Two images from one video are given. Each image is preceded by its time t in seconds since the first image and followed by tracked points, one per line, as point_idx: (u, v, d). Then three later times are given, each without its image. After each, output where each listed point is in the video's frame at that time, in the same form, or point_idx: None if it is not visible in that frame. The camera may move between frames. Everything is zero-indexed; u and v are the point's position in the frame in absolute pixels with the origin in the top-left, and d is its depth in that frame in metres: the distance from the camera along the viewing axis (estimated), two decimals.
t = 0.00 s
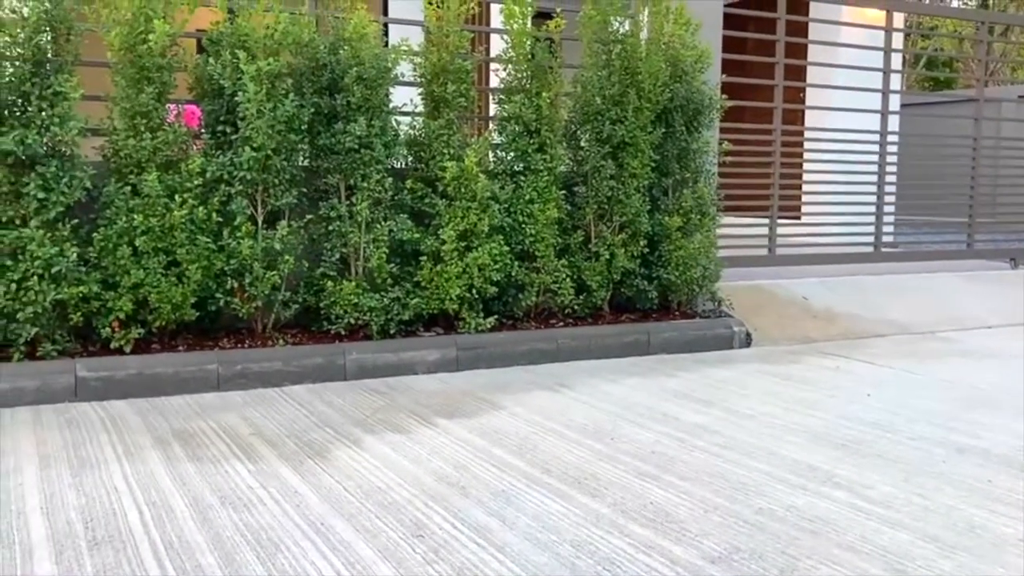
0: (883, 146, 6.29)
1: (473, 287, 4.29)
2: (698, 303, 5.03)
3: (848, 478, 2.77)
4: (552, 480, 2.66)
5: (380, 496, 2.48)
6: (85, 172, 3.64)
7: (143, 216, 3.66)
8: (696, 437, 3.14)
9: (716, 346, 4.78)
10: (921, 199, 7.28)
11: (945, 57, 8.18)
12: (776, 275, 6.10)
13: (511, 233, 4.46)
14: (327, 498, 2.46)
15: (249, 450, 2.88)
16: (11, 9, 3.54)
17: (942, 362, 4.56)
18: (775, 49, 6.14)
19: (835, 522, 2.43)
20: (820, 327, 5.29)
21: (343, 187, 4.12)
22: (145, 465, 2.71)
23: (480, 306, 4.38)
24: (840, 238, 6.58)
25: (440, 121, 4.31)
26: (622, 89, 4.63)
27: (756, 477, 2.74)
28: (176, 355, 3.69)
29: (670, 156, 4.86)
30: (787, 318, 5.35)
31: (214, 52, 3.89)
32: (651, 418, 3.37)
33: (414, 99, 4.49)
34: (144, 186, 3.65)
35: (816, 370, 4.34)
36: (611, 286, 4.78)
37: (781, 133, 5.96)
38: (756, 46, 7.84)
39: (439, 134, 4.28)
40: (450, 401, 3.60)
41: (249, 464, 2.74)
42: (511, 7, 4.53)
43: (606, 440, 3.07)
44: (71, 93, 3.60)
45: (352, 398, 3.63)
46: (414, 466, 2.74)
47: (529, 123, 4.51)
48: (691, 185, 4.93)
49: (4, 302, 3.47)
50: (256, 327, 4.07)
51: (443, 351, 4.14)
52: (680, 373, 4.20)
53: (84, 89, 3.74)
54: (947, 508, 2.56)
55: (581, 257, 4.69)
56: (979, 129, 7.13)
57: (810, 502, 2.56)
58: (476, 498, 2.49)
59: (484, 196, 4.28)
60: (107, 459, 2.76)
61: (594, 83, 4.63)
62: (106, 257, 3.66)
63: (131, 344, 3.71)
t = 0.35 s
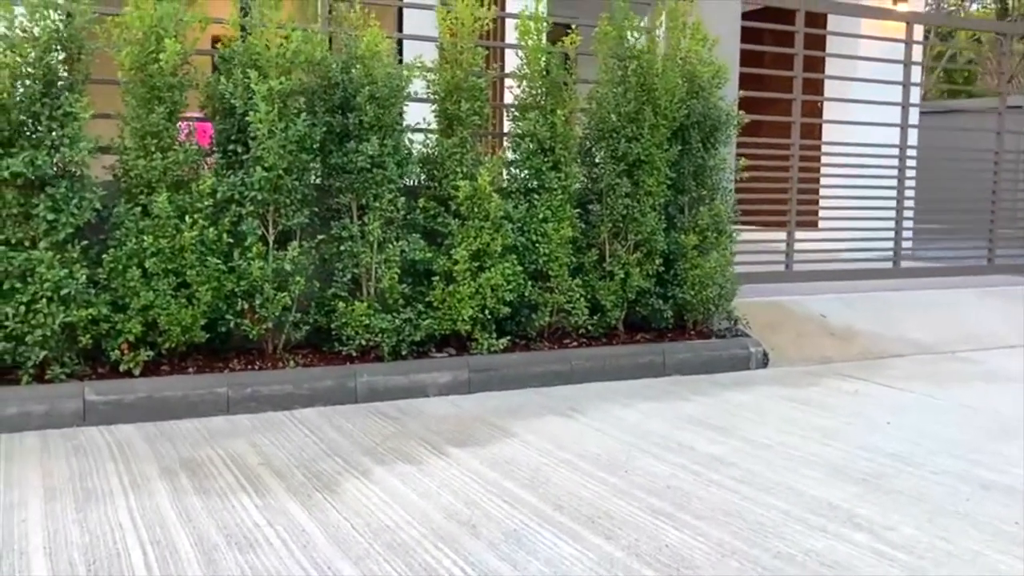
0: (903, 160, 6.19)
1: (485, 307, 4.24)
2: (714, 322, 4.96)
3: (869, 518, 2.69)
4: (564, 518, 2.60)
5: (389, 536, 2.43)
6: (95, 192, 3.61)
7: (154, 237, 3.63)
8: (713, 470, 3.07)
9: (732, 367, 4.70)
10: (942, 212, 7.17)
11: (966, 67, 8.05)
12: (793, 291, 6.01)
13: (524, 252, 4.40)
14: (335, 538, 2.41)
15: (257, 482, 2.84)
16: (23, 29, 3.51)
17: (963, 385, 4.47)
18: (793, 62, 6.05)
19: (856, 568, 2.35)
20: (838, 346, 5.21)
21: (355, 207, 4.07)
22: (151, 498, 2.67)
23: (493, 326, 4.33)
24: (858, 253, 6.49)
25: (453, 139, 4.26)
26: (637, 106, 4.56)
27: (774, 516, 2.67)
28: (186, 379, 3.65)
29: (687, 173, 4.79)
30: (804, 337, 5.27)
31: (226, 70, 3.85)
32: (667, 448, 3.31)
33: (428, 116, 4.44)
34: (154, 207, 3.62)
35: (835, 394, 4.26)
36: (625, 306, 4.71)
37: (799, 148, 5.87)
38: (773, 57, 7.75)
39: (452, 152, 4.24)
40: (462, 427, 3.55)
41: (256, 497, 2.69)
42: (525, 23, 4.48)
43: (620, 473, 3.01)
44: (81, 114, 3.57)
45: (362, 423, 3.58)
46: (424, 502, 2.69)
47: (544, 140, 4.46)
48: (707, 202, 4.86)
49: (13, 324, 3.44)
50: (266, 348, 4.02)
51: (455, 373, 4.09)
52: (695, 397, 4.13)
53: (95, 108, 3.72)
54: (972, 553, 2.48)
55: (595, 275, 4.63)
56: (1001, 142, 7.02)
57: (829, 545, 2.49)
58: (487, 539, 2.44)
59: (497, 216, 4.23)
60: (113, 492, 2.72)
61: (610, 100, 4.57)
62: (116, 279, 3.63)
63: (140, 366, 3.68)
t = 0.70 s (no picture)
0: (910, 190, 6.16)
1: (489, 349, 4.22)
2: (720, 359, 4.93)
3: None
4: None
5: None
6: (99, 241, 3.61)
7: (157, 285, 3.63)
8: (718, 530, 3.05)
9: (738, 407, 4.68)
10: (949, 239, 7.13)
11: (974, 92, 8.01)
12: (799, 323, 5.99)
13: (529, 292, 4.39)
14: None
15: (258, 545, 2.83)
16: (26, 78, 3.52)
17: (971, 427, 4.44)
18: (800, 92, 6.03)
19: None
20: (844, 383, 5.18)
21: (359, 251, 4.06)
22: (152, 564, 2.66)
23: (497, 368, 4.31)
24: (865, 282, 6.46)
25: (458, 181, 4.26)
26: (643, 146, 4.56)
27: None
28: (189, 427, 3.65)
29: (692, 211, 4.77)
30: (810, 373, 5.25)
31: (230, 115, 3.85)
32: (671, 503, 3.29)
33: (433, 157, 4.45)
34: (158, 255, 3.61)
35: (841, 438, 4.23)
36: (630, 344, 4.69)
37: (806, 179, 5.85)
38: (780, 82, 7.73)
39: (456, 194, 4.24)
40: (465, 478, 3.53)
41: (258, 563, 2.68)
42: (531, 63, 4.48)
43: (624, 534, 2.99)
44: (85, 162, 3.58)
45: (365, 473, 3.57)
46: (426, 568, 2.67)
47: (548, 180, 4.45)
48: (713, 240, 4.83)
49: (16, 375, 3.44)
50: (269, 393, 4.01)
51: (459, 418, 4.08)
52: (701, 442, 4.11)
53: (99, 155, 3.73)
54: None
55: (601, 315, 4.61)
56: (1010, 169, 6.98)
57: None
58: None
59: (502, 258, 4.22)
60: (114, 556, 2.71)
61: (616, 140, 4.57)
62: (119, 327, 3.62)
63: (143, 415, 3.69)
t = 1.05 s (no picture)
0: (909, 225, 6.20)
1: (490, 393, 4.25)
2: (721, 399, 4.96)
3: None
4: None
5: None
6: (104, 290, 3.65)
7: (161, 333, 3.66)
8: None
9: (737, 448, 4.71)
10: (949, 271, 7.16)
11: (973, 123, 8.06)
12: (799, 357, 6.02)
13: (530, 334, 4.42)
14: None
15: None
16: (34, 130, 3.58)
17: (970, 471, 4.46)
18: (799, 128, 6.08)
19: None
20: (843, 421, 5.20)
21: (361, 295, 4.09)
22: None
23: (498, 411, 4.34)
24: (865, 316, 6.49)
25: (460, 225, 4.31)
26: (643, 189, 4.61)
27: None
28: (192, 475, 3.67)
29: (692, 251, 4.81)
30: (810, 411, 5.27)
31: (235, 161, 3.94)
32: (671, 555, 3.31)
33: (435, 200, 4.50)
34: (162, 303, 3.65)
35: (840, 482, 4.25)
36: (631, 385, 4.72)
37: (805, 215, 5.89)
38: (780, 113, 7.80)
39: (458, 238, 4.29)
40: (466, 527, 3.55)
41: None
42: (532, 109, 4.54)
43: None
44: (91, 213, 3.62)
45: (366, 521, 3.59)
46: None
47: (550, 224, 4.49)
48: (713, 280, 4.87)
49: (21, 425, 3.48)
50: (271, 438, 4.03)
51: (460, 462, 4.11)
52: (701, 486, 4.13)
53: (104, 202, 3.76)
54: None
55: (602, 356, 4.63)
56: (1009, 202, 7.02)
57: None
58: None
59: (503, 301, 4.25)
60: None
61: (617, 183, 4.62)
62: (124, 375, 3.66)
63: (146, 462, 3.71)
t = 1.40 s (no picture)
0: (911, 257, 6.24)
1: (494, 432, 4.28)
2: (723, 435, 4.98)
3: None
4: None
5: None
6: (112, 333, 3.69)
7: (168, 376, 3.69)
8: None
9: (739, 485, 4.74)
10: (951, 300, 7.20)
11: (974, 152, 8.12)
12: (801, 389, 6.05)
13: (533, 373, 4.44)
14: None
15: None
16: (43, 175, 3.62)
17: (971, 508, 4.48)
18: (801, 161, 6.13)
19: None
20: (845, 455, 5.23)
21: (366, 335, 4.12)
22: None
23: (501, 450, 4.37)
24: (867, 346, 6.53)
25: (464, 264, 4.34)
26: (646, 228, 4.65)
27: None
28: (197, 517, 3.70)
29: (695, 288, 4.84)
30: (812, 445, 5.30)
31: (242, 204, 4.00)
32: None
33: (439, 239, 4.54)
34: (170, 347, 3.69)
35: (841, 520, 4.28)
36: (634, 422, 4.74)
37: (806, 249, 5.94)
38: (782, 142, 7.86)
39: (462, 277, 4.32)
40: (469, 569, 3.58)
41: None
42: (536, 149, 4.59)
43: None
44: (100, 258, 3.66)
45: (370, 563, 3.62)
46: None
47: (553, 262, 4.52)
48: (716, 316, 4.90)
49: (29, 468, 3.51)
50: (276, 477, 4.05)
51: (463, 502, 4.14)
52: (702, 526, 4.16)
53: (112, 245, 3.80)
54: None
55: (605, 393, 4.65)
56: (1011, 232, 7.06)
57: None
58: None
59: (507, 340, 4.28)
60: None
61: (619, 221, 4.66)
62: (131, 418, 3.70)
63: (152, 504, 3.74)
